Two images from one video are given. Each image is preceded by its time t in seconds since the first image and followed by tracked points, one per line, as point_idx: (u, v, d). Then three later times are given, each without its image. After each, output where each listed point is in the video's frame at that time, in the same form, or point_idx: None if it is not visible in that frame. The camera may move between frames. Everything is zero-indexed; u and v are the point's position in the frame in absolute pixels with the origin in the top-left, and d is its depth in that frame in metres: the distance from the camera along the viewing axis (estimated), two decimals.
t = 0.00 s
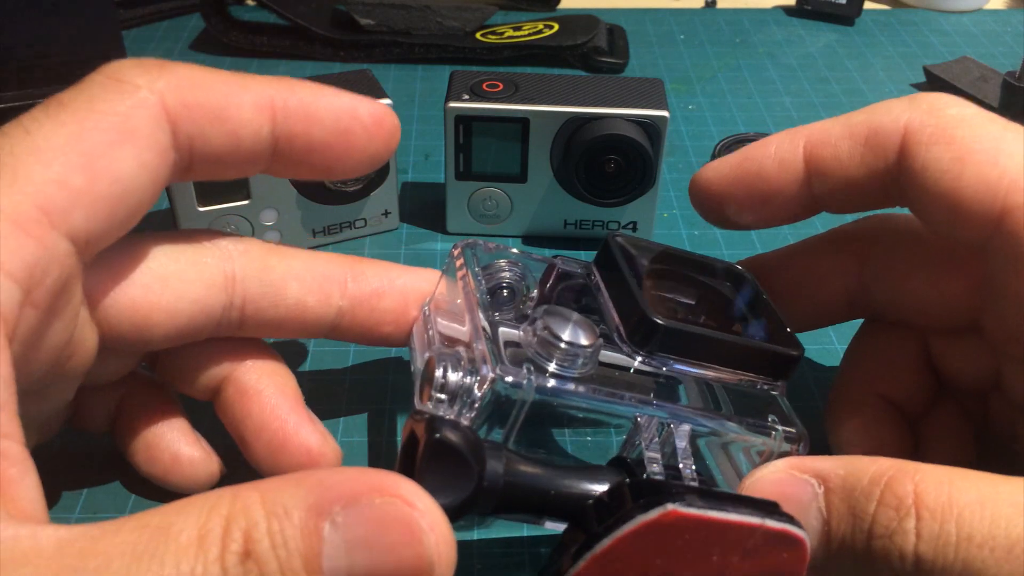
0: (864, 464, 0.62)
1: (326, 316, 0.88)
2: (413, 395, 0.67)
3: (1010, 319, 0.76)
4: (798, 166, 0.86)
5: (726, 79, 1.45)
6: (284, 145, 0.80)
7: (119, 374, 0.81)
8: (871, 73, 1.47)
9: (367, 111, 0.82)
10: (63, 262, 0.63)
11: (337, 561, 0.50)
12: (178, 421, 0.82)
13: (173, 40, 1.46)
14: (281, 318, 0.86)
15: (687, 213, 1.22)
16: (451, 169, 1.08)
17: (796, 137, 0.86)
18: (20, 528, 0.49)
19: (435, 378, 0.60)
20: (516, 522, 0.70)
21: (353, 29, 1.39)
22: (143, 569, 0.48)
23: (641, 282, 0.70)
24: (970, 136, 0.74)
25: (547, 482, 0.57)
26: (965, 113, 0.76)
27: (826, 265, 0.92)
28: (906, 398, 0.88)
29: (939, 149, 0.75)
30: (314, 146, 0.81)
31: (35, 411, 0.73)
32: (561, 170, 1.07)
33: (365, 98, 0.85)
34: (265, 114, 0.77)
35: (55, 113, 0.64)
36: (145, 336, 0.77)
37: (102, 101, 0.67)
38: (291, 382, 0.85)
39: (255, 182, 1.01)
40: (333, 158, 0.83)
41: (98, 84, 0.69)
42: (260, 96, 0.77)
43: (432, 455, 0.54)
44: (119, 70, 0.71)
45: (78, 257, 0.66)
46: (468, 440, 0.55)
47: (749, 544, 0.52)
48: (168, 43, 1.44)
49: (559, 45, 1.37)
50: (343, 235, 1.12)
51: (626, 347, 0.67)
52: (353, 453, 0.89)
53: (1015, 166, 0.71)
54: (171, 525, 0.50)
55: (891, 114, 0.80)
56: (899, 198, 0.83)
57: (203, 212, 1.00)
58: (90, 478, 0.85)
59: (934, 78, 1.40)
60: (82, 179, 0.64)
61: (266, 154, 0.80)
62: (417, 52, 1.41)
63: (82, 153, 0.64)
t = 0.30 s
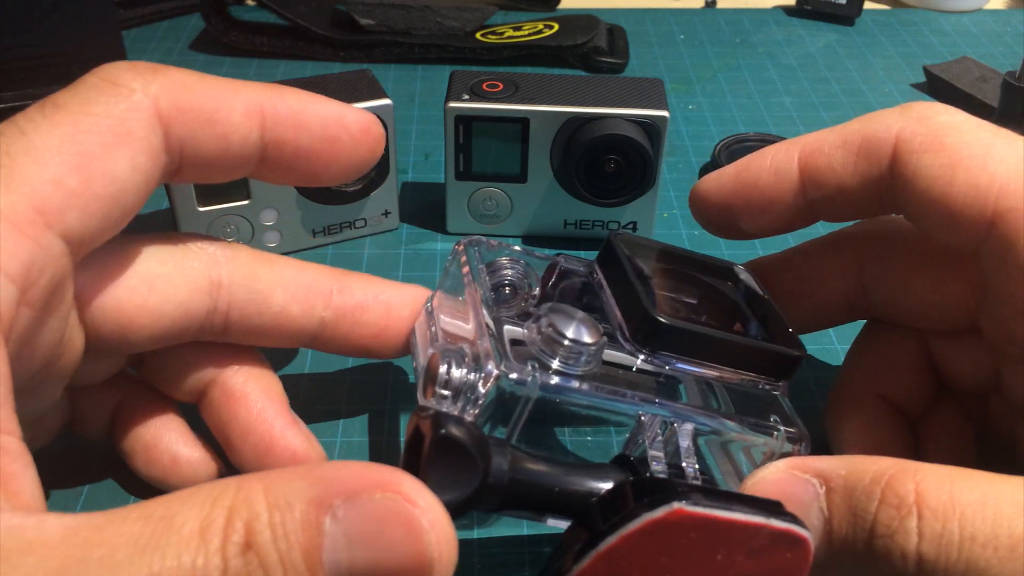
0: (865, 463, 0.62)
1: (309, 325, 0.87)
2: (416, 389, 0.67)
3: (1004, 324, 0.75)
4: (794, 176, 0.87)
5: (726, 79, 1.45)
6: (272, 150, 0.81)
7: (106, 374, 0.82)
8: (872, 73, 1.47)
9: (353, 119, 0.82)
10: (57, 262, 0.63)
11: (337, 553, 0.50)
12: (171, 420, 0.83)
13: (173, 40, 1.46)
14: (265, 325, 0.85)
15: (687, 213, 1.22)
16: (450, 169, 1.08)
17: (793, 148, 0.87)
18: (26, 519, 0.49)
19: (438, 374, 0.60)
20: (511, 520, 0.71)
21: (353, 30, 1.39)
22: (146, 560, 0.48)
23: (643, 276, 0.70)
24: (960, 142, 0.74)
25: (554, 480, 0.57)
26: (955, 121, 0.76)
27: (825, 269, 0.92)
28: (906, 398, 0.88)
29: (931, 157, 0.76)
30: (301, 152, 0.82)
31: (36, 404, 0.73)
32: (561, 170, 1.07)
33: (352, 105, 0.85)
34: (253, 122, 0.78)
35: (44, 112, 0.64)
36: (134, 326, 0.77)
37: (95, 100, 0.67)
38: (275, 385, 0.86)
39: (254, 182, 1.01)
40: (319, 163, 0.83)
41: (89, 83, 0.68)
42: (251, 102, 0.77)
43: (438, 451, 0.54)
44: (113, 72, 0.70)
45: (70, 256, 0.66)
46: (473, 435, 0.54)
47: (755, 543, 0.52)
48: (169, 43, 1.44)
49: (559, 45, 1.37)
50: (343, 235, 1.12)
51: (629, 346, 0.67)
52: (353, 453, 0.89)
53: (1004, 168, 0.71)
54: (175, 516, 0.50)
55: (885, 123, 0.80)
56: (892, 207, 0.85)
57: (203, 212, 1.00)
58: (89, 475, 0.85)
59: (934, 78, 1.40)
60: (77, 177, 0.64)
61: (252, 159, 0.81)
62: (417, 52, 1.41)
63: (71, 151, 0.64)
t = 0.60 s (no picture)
0: (867, 465, 0.62)
1: (293, 344, 0.86)
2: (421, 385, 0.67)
3: (1003, 325, 0.76)
4: (781, 191, 0.85)
5: (726, 79, 1.45)
6: (273, 155, 0.81)
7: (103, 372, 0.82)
8: (872, 73, 1.47)
9: (350, 128, 0.84)
10: (63, 265, 0.63)
11: (346, 547, 0.50)
12: (165, 421, 0.83)
13: (173, 40, 1.46)
14: (252, 339, 0.85)
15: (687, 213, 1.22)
16: (451, 170, 1.08)
17: (780, 162, 0.85)
18: (38, 513, 0.49)
19: (449, 368, 0.60)
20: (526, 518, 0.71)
21: (353, 30, 1.39)
22: (156, 553, 0.48)
23: (650, 275, 0.70)
24: (948, 151, 0.75)
25: (566, 478, 0.56)
26: (941, 131, 0.77)
27: (825, 275, 0.93)
28: (909, 397, 0.88)
29: (920, 167, 0.76)
30: (301, 158, 0.82)
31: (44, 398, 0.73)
32: (561, 170, 1.07)
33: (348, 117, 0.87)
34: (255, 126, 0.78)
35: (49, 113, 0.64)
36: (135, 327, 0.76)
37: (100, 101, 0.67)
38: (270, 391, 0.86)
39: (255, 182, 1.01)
40: (318, 171, 0.84)
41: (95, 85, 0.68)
42: (254, 108, 0.78)
43: (450, 446, 0.53)
44: (119, 75, 0.70)
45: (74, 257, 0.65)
46: (483, 429, 0.54)
47: (765, 546, 0.52)
48: (169, 43, 1.44)
49: (559, 45, 1.37)
50: (343, 235, 1.12)
51: (637, 345, 0.68)
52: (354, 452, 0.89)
53: (994, 176, 0.72)
54: (185, 510, 0.50)
55: (873, 135, 0.80)
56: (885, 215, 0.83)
57: (203, 212, 1.00)
58: (92, 474, 0.85)
59: (934, 78, 1.40)
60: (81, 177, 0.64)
61: (251, 167, 0.81)
62: (417, 52, 1.40)
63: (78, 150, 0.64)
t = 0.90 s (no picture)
0: (873, 466, 0.62)
1: (247, 336, 0.81)
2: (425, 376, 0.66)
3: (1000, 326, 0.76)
4: (772, 215, 0.85)
5: (726, 79, 1.45)
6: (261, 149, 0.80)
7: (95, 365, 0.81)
8: (871, 73, 1.47)
9: (341, 124, 0.83)
10: (52, 256, 0.63)
11: (349, 539, 0.51)
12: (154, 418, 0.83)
13: (173, 40, 1.46)
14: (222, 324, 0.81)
15: (687, 212, 1.22)
16: (450, 170, 1.08)
17: (768, 188, 0.86)
18: (38, 507, 0.49)
19: (455, 360, 0.59)
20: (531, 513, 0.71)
21: (353, 29, 1.39)
22: (157, 547, 0.47)
23: (657, 274, 0.71)
24: (935, 166, 0.75)
25: (571, 474, 0.57)
26: (925, 147, 0.77)
27: (827, 275, 0.92)
28: (911, 398, 0.88)
29: (907, 185, 0.76)
30: (289, 153, 0.81)
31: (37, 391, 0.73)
32: (561, 170, 1.07)
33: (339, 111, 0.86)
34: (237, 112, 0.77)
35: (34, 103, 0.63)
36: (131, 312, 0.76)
37: (83, 87, 0.66)
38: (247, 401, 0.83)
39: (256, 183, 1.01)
40: (307, 164, 0.83)
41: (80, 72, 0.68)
42: (241, 98, 0.77)
43: (456, 437, 0.53)
44: (105, 62, 0.69)
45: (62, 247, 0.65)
46: (489, 422, 0.54)
47: (764, 551, 0.52)
48: (169, 42, 1.44)
49: (559, 45, 1.37)
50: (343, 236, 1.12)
51: (643, 344, 0.68)
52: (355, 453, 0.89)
53: (982, 187, 0.72)
54: (187, 503, 0.50)
55: (857, 156, 0.80)
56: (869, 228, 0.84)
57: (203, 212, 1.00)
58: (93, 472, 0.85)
59: (934, 78, 1.40)
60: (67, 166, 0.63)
61: (236, 159, 0.80)
62: (417, 52, 1.41)
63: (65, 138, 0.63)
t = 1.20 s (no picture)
0: (891, 447, 0.61)
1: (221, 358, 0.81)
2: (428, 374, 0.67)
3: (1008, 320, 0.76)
4: (776, 218, 0.85)
5: (726, 79, 1.45)
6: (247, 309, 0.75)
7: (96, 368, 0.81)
8: (871, 73, 1.47)
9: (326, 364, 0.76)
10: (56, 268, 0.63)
11: (355, 539, 0.51)
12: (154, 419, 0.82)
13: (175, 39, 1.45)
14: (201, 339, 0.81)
15: (687, 212, 1.22)
16: (450, 170, 1.08)
17: (771, 188, 0.86)
18: (42, 508, 0.49)
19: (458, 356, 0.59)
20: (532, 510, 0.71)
21: (353, 29, 1.39)
22: (161, 549, 0.47)
23: (662, 273, 0.71)
24: (938, 164, 0.75)
25: (574, 473, 0.57)
26: (929, 145, 0.77)
27: (828, 277, 0.92)
28: (911, 398, 0.88)
29: (913, 182, 0.76)
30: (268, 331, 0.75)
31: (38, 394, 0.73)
32: (561, 170, 1.07)
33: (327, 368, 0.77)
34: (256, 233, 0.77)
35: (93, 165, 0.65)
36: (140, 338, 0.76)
37: (150, 167, 0.69)
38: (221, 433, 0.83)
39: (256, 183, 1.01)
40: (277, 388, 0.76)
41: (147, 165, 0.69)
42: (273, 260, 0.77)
43: (458, 437, 0.53)
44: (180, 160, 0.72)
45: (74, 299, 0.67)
46: (493, 419, 0.53)
47: (764, 556, 0.52)
48: (169, 43, 1.44)
49: (559, 45, 1.37)
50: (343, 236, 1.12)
51: (645, 344, 0.68)
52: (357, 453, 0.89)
53: (988, 182, 0.72)
54: (190, 505, 0.50)
55: (860, 156, 0.81)
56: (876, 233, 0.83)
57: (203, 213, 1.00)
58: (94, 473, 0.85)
59: (934, 78, 1.40)
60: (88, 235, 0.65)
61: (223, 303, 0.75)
62: (418, 52, 1.41)
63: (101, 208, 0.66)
